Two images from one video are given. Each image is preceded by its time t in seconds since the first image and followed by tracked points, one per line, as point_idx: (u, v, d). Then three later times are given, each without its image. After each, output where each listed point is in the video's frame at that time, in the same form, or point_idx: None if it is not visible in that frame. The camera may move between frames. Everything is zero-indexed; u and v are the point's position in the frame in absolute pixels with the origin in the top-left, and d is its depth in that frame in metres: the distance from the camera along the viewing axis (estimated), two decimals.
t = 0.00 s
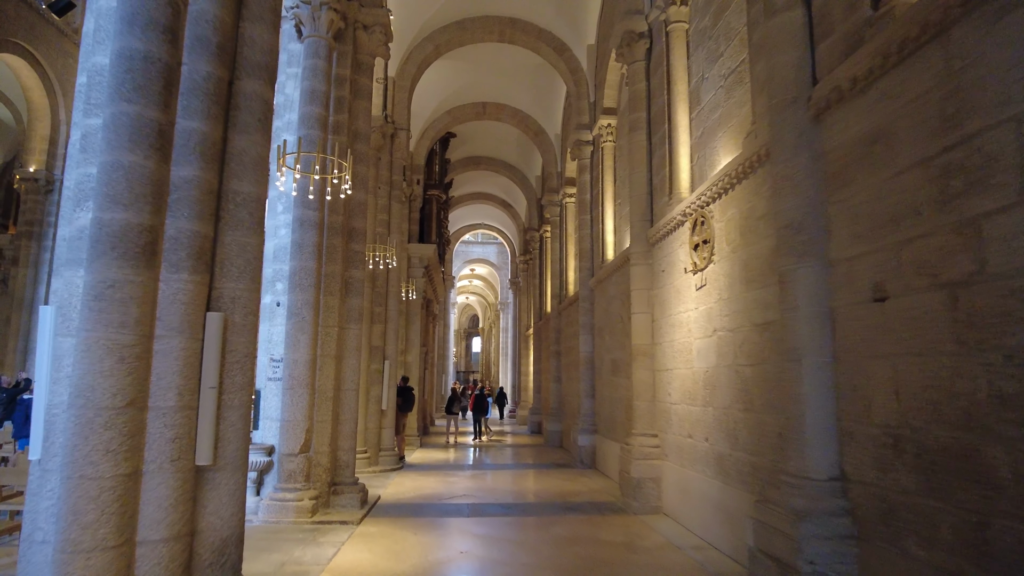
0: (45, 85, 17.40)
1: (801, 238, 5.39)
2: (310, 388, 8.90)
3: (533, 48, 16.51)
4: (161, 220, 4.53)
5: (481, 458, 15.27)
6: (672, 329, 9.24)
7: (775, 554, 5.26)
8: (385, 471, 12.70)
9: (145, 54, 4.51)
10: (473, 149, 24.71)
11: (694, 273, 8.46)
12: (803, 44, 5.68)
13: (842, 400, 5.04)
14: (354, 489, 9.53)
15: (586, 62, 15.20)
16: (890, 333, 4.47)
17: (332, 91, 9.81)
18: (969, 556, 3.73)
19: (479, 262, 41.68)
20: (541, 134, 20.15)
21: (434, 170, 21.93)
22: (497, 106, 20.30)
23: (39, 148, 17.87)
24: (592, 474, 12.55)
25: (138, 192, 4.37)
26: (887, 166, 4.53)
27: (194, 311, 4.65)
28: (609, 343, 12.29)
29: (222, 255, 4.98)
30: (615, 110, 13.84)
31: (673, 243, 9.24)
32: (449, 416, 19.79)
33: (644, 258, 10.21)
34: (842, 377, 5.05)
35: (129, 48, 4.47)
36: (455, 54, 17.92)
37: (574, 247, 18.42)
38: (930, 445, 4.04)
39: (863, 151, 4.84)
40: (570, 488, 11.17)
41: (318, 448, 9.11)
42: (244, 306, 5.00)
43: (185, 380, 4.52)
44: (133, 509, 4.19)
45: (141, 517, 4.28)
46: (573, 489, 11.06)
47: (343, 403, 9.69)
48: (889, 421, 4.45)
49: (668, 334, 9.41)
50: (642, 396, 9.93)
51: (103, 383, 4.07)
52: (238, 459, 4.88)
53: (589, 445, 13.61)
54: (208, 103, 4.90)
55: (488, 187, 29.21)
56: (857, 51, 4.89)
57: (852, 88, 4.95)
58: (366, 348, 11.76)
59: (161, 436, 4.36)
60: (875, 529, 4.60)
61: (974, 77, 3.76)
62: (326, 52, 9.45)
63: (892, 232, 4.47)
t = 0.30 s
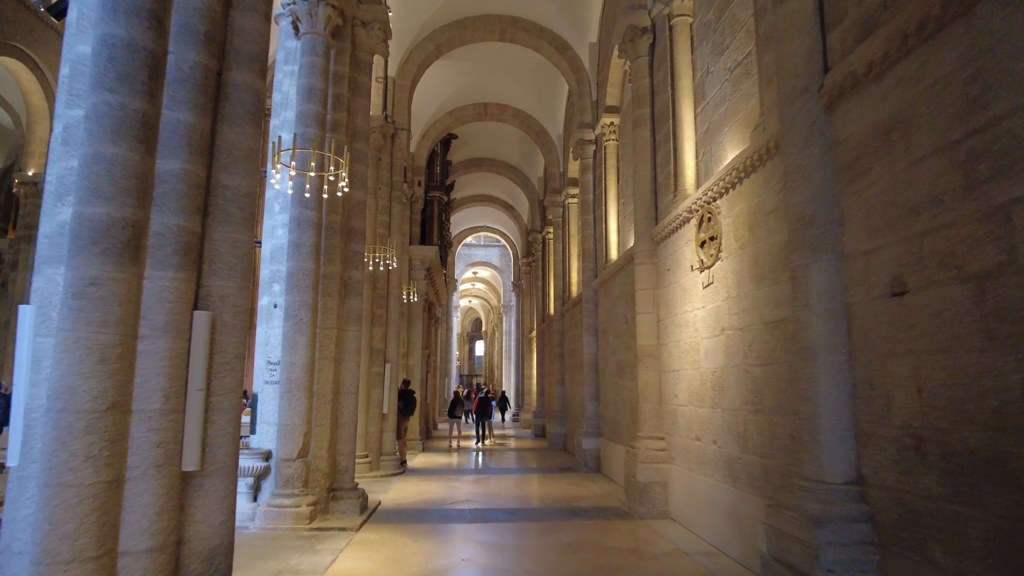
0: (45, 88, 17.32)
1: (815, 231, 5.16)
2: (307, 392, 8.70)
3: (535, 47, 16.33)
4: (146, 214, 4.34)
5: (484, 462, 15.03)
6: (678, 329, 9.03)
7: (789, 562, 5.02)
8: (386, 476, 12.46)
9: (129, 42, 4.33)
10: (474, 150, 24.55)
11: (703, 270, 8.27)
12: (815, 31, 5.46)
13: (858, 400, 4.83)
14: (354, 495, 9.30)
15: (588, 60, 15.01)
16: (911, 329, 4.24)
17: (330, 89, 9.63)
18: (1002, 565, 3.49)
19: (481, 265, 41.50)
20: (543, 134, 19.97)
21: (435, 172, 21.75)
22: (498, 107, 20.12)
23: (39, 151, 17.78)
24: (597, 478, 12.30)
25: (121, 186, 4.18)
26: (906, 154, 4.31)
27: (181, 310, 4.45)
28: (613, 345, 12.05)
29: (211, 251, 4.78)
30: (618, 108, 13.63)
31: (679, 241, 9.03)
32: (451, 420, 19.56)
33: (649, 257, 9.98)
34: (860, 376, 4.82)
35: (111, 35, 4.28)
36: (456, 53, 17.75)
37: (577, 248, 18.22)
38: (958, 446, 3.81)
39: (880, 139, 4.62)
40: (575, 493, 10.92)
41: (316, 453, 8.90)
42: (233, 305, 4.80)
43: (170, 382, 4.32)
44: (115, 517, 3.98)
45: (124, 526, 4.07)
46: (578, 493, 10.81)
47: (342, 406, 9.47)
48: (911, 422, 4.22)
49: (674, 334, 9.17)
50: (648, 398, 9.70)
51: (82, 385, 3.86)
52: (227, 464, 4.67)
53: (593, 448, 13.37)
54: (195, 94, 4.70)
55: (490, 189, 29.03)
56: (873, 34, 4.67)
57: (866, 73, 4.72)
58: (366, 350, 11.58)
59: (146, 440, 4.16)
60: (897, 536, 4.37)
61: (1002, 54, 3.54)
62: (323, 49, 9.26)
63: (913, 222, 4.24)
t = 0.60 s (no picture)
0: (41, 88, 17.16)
1: (828, 223, 4.91)
2: (302, 395, 8.49)
3: (535, 43, 16.09)
4: (122, 210, 4.11)
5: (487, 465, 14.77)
6: (683, 329, 8.79)
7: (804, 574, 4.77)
8: (387, 480, 12.22)
9: (103, 29, 4.09)
10: (475, 150, 24.32)
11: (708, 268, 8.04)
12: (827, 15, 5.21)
13: (874, 402, 4.60)
14: (351, 501, 9.07)
15: (590, 56, 14.78)
16: (933, 326, 4.00)
17: (325, 85, 9.42)
18: None
19: (483, 265, 41.31)
20: (544, 132, 19.75)
21: (435, 171, 21.53)
22: (499, 105, 19.89)
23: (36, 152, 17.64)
24: (602, 482, 12.04)
25: (95, 179, 3.95)
26: (927, 140, 4.06)
27: (160, 310, 4.22)
28: (617, 345, 11.81)
29: (193, 250, 4.56)
30: (620, 105, 13.39)
31: (684, 238, 8.79)
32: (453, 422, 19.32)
33: (653, 255, 9.74)
34: (877, 377, 4.57)
35: (85, 20, 4.03)
36: (455, 51, 17.53)
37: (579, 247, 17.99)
38: (986, 451, 3.56)
39: (897, 126, 4.37)
40: (579, 497, 10.68)
41: (313, 457, 8.67)
42: (217, 306, 4.59)
43: (150, 386, 4.10)
44: (89, 531, 3.75)
45: (99, 540, 3.83)
46: (582, 497, 10.56)
47: (339, 410, 9.24)
48: (933, 426, 3.98)
49: (680, 334, 8.92)
50: (653, 400, 9.46)
51: (53, 391, 3.62)
52: (210, 473, 4.44)
53: (597, 451, 13.11)
54: (176, 84, 4.47)
55: (491, 189, 28.81)
56: (889, 15, 4.42)
57: (883, 57, 4.47)
58: (365, 352, 11.35)
59: (123, 448, 3.93)
60: (920, 546, 4.12)
61: None
62: (318, 45, 9.02)
63: (935, 212, 3.99)
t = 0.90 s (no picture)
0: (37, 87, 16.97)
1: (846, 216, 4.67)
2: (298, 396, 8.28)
3: (537, 39, 15.86)
4: (100, 201, 3.88)
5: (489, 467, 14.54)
6: (689, 328, 8.57)
7: None
8: (388, 482, 11.98)
9: (80, 8, 3.85)
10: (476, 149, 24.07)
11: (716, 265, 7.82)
12: None
13: (892, 402, 4.37)
14: (349, 504, 8.85)
15: (593, 51, 14.55)
16: (960, 324, 3.76)
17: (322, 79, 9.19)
18: None
19: (485, 265, 41.10)
20: (547, 131, 19.52)
21: (437, 170, 21.32)
22: (501, 103, 19.66)
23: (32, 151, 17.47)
24: (606, 484, 11.81)
25: (72, 168, 3.72)
26: (954, 125, 3.82)
27: (140, 307, 4.02)
28: (621, 346, 11.57)
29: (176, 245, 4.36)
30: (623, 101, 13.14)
31: (690, 235, 8.57)
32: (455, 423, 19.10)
33: (658, 252, 9.51)
34: (897, 377, 4.33)
35: None
36: (457, 48, 17.31)
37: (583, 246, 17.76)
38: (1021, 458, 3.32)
39: (920, 112, 4.13)
40: (582, 500, 10.45)
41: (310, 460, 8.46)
42: (202, 303, 4.38)
43: (130, 388, 3.88)
44: (63, 542, 3.52)
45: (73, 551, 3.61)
46: (586, 501, 10.33)
47: (337, 411, 9.04)
48: (961, 430, 3.74)
49: (686, 334, 8.69)
50: (658, 401, 9.24)
51: (26, 393, 3.39)
52: (195, 479, 4.24)
53: (601, 453, 12.87)
54: (158, 70, 4.26)
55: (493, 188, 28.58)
56: None
57: (904, 39, 4.23)
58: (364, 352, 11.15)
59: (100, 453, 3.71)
60: (947, 557, 3.88)
61: None
62: (315, 38, 8.75)
63: (962, 203, 3.75)
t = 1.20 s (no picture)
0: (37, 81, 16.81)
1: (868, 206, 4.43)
2: (294, 396, 8.05)
3: (540, 34, 15.64)
4: (79, 185, 3.65)
5: (493, 467, 14.30)
6: (698, 327, 8.32)
7: None
8: (388, 484, 11.73)
9: None
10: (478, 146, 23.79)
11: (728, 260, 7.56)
12: None
13: (917, 401, 4.15)
14: (346, 507, 8.61)
15: (597, 46, 14.34)
16: (996, 318, 3.52)
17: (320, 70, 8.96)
18: None
19: (487, 266, 40.89)
20: (550, 128, 19.28)
21: (438, 167, 21.11)
22: (504, 100, 19.43)
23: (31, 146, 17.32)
24: (610, 487, 11.56)
25: (49, 149, 3.48)
26: (989, 107, 3.58)
27: (122, 299, 3.80)
28: (626, 345, 11.32)
29: (160, 234, 4.14)
30: (628, 96, 12.91)
31: (700, 231, 8.32)
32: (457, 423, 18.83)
33: (666, 248, 9.26)
34: (923, 376, 4.09)
35: None
36: (458, 42, 17.07)
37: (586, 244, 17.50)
38: None
39: (950, 94, 3.89)
40: (586, 503, 10.20)
41: (306, 460, 8.22)
42: (188, 295, 4.18)
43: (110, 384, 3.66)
44: (36, 548, 3.28)
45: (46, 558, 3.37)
46: (589, 503, 10.09)
47: (335, 410, 8.80)
48: (997, 431, 3.49)
49: (694, 333, 8.45)
50: (665, 402, 8.99)
51: None
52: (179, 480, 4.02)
53: (604, 455, 12.61)
54: (142, 49, 4.04)
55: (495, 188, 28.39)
56: None
57: (933, 16, 3.99)
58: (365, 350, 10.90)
59: (77, 453, 3.48)
60: (980, 567, 3.64)
61: None
62: (314, 28, 8.51)
63: (997, 189, 3.51)
